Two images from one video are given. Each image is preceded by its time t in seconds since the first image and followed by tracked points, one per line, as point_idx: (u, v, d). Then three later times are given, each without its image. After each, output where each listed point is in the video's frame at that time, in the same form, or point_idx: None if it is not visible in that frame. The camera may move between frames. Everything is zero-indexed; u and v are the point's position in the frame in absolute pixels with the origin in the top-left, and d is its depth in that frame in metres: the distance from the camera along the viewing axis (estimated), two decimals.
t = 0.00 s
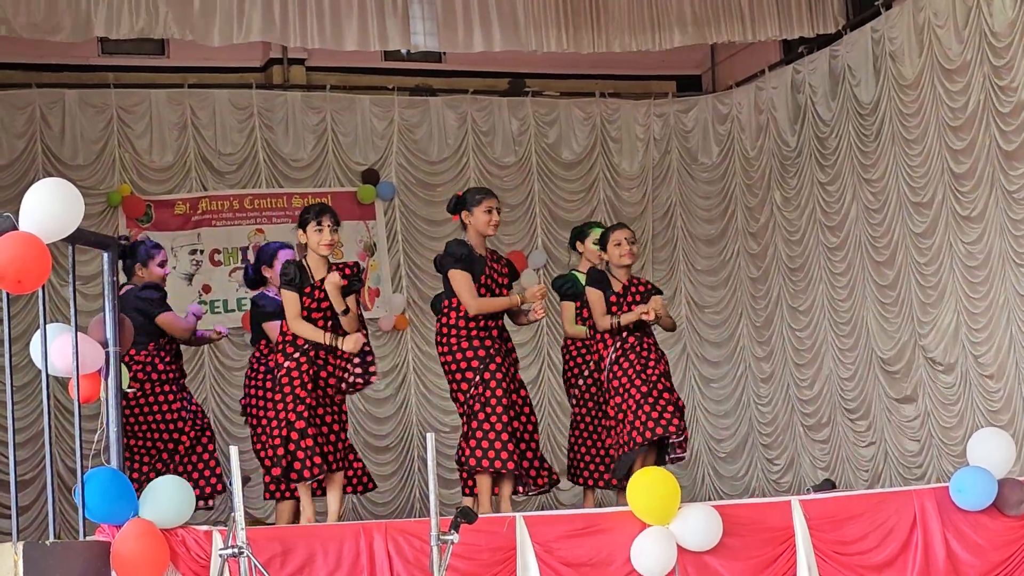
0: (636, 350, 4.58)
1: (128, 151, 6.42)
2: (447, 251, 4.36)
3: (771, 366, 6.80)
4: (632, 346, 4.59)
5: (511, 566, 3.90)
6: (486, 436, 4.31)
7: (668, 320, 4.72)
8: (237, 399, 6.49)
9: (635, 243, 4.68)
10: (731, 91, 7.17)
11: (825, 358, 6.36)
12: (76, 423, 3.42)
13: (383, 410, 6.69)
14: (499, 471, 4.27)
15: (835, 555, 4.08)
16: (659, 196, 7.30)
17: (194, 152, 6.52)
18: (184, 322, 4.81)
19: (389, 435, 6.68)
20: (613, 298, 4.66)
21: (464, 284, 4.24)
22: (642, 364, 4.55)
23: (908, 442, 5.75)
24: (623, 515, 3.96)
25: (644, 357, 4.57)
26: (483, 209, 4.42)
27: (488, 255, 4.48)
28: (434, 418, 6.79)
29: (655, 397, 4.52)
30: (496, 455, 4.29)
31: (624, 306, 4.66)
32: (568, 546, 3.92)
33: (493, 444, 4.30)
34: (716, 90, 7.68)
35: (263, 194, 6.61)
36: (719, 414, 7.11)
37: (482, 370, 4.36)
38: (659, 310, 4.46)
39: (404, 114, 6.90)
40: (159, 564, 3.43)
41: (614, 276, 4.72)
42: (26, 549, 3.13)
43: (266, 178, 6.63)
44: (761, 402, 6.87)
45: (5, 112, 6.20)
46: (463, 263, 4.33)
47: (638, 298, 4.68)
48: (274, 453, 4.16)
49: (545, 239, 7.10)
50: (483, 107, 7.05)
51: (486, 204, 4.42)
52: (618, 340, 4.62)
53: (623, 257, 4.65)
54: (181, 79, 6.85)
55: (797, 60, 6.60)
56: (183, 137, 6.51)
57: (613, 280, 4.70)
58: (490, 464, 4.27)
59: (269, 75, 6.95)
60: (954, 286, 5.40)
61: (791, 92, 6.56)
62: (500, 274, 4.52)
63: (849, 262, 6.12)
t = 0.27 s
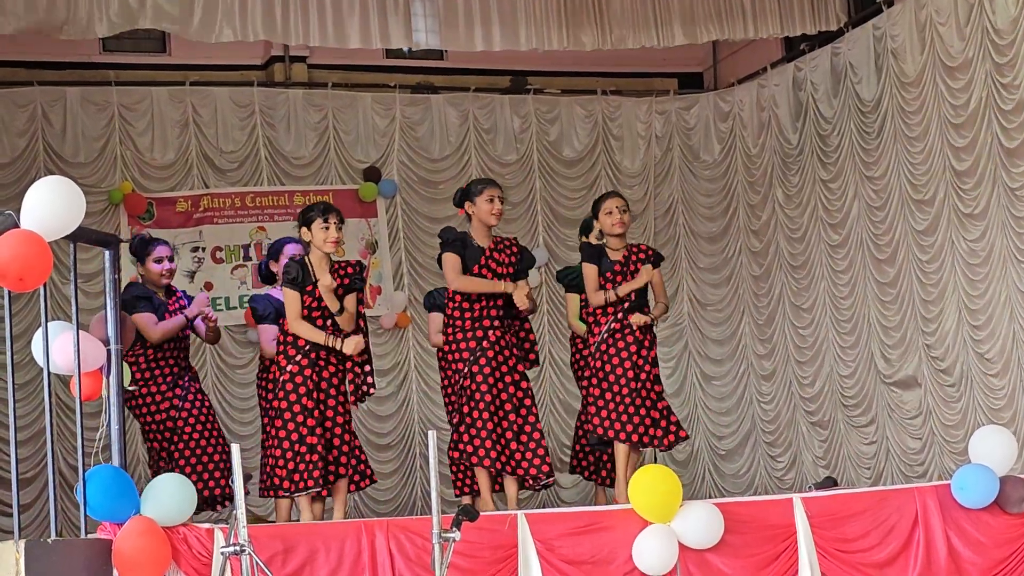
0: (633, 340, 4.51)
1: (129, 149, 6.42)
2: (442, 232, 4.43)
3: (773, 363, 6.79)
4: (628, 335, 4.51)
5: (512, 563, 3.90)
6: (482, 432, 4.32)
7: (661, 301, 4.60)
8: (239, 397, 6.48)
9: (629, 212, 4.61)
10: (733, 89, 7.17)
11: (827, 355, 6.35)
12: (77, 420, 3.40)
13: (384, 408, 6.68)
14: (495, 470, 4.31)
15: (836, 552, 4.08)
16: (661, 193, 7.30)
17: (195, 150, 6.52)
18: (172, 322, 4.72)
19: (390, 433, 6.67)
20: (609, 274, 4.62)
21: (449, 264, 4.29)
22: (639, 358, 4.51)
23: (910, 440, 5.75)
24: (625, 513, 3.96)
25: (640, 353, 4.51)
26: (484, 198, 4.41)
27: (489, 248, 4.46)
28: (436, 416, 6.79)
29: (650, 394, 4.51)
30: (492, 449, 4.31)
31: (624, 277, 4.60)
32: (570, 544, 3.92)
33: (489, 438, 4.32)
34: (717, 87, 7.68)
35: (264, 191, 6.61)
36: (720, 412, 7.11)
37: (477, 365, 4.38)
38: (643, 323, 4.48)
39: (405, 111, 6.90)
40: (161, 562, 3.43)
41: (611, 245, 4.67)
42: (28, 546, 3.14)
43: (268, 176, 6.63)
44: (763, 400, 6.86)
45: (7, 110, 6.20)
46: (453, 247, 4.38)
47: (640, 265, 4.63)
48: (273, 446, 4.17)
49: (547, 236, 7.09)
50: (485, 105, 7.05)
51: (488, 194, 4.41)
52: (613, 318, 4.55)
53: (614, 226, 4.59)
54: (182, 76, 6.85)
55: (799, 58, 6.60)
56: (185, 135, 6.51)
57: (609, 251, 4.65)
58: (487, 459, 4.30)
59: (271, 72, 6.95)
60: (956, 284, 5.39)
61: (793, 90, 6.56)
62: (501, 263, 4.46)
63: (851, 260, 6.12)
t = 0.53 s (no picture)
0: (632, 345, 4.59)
1: (130, 148, 6.42)
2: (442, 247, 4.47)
3: (774, 362, 6.79)
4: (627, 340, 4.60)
5: (513, 562, 3.90)
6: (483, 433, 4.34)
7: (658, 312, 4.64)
8: (239, 395, 6.48)
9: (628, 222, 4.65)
10: (734, 87, 7.17)
11: (827, 354, 6.35)
12: (77, 419, 3.41)
13: (385, 407, 6.69)
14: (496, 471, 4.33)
15: (836, 551, 4.08)
16: (661, 192, 7.29)
17: (196, 149, 6.52)
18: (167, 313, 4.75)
19: (390, 432, 6.67)
20: (604, 283, 4.66)
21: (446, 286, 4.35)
22: (638, 362, 4.58)
23: (910, 439, 5.74)
24: (625, 512, 3.96)
25: (639, 357, 4.59)
26: (484, 208, 4.45)
27: (488, 258, 4.49)
28: (437, 415, 6.79)
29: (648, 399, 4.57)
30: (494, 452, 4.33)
31: (620, 288, 4.65)
32: (570, 543, 3.92)
33: (489, 440, 4.33)
34: (717, 86, 7.68)
35: (265, 190, 6.61)
36: (721, 411, 7.11)
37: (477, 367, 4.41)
38: (638, 335, 4.60)
39: (406, 110, 6.90)
40: (161, 560, 3.43)
41: (609, 255, 4.71)
42: (29, 545, 3.20)
43: (268, 174, 6.63)
44: (764, 398, 6.86)
45: (7, 109, 6.20)
46: (451, 267, 4.43)
47: (638, 277, 4.67)
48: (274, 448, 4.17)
49: (547, 234, 7.09)
50: (485, 103, 7.05)
51: (489, 204, 4.45)
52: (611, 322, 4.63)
53: (615, 237, 4.63)
54: (182, 75, 6.85)
55: (799, 56, 6.60)
56: (185, 134, 6.51)
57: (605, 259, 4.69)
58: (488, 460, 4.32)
59: (271, 71, 6.95)
60: (956, 282, 5.39)
61: (794, 88, 6.56)
62: (500, 274, 4.49)
63: (851, 258, 6.12)
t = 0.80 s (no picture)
0: (633, 337, 4.58)
1: (130, 146, 6.42)
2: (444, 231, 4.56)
3: (775, 360, 6.79)
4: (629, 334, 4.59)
5: (514, 560, 3.90)
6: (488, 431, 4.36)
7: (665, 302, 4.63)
8: (240, 393, 6.48)
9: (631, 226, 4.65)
10: (734, 85, 7.17)
11: (828, 352, 6.35)
12: (79, 417, 3.43)
13: (386, 405, 6.69)
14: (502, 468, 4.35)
15: (837, 549, 4.08)
16: (661, 190, 7.28)
17: (196, 147, 6.52)
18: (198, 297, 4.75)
19: (391, 430, 6.67)
20: (602, 281, 4.68)
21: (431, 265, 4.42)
22: (639, 358, 4.57)
23: (911, 437, 5.74)
24: (626, 510, 3.96)
25: (640, 352, 4.59)
26: (485, 201, 4.47)
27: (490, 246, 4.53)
28: (438, 413, 6.80)
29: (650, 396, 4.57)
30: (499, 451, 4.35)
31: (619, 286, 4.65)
32: (571, 541, 3.92)
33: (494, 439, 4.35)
34: (718, 84, 7.68)
35: (266, 188, 6.61)
36: (722, 409, 7.11)
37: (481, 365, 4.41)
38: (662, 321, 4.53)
39: (406, 108, 6.90)
40: (162, 558, 3.43)
41: (609, 255, 4.73)
42: (30, 543, 3.21)
43: (269, 172, 6.63)
44: (765, 396, 6.86)
45: (7, 107, 6.19)
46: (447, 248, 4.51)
47: (637, 276, 4.67)
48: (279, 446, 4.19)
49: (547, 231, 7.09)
50: (486, 102, 7.05)
51: (489, 195, 4.47)
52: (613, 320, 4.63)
53: (616, 241, 4.63)
54: (182, 73, 6.85)
55: (799, 54, 6.60)
56: (186, 132, 6.51)
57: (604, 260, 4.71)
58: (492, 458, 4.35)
59: (272, 70, 6.95)
60: (956, 280, 5.39)
61: (794, 87, 6.56)
62: (502, 260, 4.51)
63: (852, 256, 6.12)
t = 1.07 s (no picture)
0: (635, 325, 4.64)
1: (130, 145, 6.42)
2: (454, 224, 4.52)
3: (775, 358, 6.79)
4: (631, 319, 4.64)
5: (514, 559, 3.90)
6: (490, 426, 4.38)
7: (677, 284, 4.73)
8: (241, 391, 6.48)
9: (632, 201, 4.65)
10: (734, 84, 7.18)
11: (828, 351, 6.35)
12: (80, 416, 3.43)
13: (386, 404, 6.69)
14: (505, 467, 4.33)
15: (838, 548, 4.08)
16: (661, 189, 7.28)
17: (196, 146, 6.52)
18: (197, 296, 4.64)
19: (391, 429, 6.68)
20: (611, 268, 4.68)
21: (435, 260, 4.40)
22: (641, 345, 4.63)
23: (910, 435, 5.74)
24: (627, 508, 3.96)
25: (641, 343, 4.62)
26: (484, 200, 4.46)
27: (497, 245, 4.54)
28: (437, 412, 6.80)
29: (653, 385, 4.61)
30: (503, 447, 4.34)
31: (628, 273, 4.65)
32: (571, 540, 3.92)
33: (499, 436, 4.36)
34: (717, 83, 7.68)
35: (266, 186, 6.61)
36: (722, 407, 7.11)
37: (483, 359, 4.42)
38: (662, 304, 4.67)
39: (406, 107, 6.90)
40: (163, 557, 3.43)
41: (615, 238, 4.71)
42: (30, 542, 3.20)
43: (269, 171, 6.63)
44: (766, 395, 6.86)
45: (7, 106, 6.19)
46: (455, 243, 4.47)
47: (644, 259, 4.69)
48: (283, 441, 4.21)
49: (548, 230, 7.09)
50: (486, 101, 7.05)
51: (485, 197, 4.45)
52: (619, 306, 4.65)
53: (620, 219, 4.62)
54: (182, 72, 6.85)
55: (799, 53, 6.60)
56: (186, 131, 6.51)
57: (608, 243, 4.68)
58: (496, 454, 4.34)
59: (272, 69, 6.96)
60: (956, 279, 5.40)
61: (794, 85, 6.56)
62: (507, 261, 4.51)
63: (852, 255, 6.12)
